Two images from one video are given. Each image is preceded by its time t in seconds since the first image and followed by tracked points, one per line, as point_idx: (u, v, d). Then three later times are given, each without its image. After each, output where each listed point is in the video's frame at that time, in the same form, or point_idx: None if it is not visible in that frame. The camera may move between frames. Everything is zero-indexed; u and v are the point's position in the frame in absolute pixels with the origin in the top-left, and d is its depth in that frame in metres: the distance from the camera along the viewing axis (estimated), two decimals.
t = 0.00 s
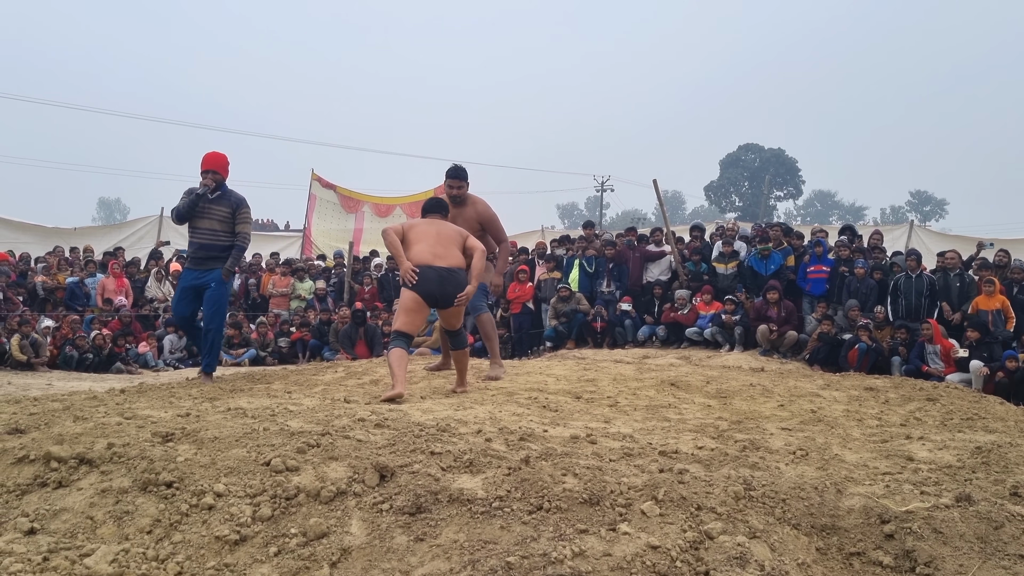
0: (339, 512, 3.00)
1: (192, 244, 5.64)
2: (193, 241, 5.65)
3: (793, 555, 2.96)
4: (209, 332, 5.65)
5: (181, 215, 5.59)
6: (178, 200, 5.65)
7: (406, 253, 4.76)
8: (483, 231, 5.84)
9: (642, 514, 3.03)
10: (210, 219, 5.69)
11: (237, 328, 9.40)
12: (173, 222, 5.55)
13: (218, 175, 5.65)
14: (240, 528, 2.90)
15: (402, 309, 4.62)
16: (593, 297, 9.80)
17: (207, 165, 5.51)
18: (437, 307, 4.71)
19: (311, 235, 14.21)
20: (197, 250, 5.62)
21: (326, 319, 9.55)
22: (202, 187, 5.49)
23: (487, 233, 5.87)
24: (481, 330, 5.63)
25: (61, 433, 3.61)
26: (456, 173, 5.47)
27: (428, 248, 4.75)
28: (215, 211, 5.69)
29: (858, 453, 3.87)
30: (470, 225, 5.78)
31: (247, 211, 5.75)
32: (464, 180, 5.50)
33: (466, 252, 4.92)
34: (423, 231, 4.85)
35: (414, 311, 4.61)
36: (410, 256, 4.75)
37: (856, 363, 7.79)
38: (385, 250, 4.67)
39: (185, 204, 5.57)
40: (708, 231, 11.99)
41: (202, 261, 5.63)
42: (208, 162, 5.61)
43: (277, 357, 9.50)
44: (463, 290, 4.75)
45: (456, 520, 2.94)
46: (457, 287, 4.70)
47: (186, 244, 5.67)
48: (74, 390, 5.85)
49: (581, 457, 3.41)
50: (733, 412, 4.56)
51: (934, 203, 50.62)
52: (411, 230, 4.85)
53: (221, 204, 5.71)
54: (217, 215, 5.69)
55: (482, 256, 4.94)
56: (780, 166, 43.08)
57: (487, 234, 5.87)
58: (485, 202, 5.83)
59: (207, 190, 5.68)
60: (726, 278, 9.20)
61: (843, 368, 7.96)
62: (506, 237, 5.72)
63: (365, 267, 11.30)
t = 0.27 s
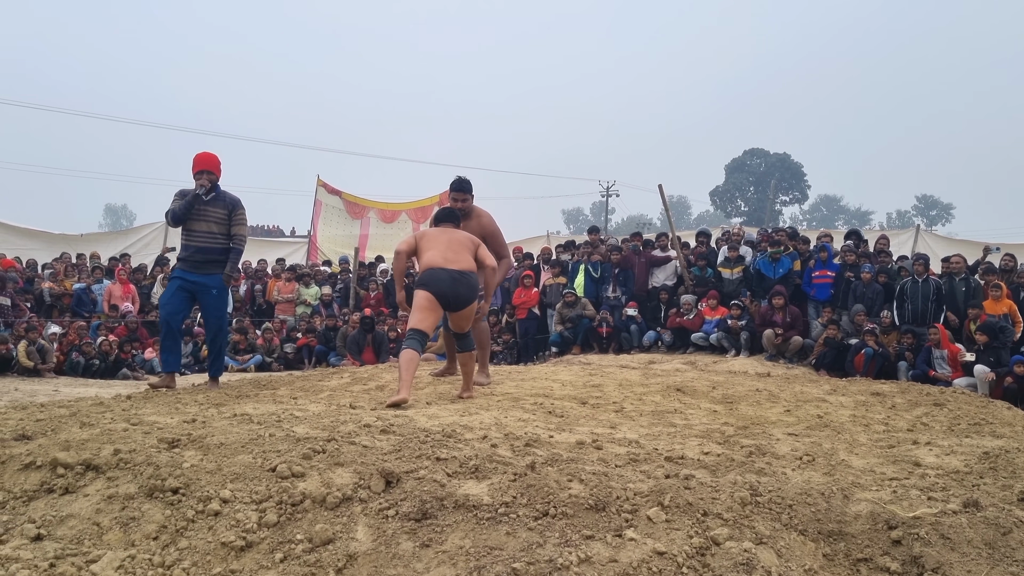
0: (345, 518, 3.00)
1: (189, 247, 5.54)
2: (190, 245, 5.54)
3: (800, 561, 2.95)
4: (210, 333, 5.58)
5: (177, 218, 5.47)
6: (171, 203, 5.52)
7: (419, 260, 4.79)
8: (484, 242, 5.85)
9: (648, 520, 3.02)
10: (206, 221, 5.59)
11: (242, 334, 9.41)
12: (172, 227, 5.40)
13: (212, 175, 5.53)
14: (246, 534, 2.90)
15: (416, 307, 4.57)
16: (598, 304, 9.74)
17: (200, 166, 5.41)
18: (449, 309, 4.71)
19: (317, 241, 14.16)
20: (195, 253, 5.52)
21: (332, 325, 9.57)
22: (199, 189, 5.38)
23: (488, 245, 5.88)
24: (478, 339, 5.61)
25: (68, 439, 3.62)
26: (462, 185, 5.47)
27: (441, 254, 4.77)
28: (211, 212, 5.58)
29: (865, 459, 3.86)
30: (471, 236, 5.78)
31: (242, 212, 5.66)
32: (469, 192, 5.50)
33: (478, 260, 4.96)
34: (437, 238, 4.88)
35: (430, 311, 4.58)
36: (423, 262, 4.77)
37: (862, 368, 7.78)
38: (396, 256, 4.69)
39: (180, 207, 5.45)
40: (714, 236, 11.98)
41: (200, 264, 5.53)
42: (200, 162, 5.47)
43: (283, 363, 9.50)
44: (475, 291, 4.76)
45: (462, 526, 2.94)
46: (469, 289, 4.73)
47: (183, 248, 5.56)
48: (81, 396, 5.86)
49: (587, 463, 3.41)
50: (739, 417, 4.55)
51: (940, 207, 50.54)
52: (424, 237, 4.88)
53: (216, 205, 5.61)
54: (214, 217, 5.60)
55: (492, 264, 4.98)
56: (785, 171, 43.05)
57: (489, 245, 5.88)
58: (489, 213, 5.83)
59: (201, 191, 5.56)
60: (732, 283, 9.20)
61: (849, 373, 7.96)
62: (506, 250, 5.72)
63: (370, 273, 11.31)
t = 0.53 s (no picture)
0: (352, 524, 3.00)
1: (178, 254, 5.38)
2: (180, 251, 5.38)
3: (807, 565, 2.94)
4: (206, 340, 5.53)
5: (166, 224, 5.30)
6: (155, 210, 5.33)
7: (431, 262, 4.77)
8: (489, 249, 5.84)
9: (655, 525, 3.02)
10: (193, 226, 5.44)
11: (249, 339, 9.42)
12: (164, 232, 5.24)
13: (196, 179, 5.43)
14: (253, 540, 2.90)
15: (421, 314, 4.57)
16: (604, 307, 9.82)
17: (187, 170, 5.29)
18: (459, 314, 4.72)
19: (323, 248, 14.35)
20: (187, 259, 5.39)
21: (338, 330, 9.58)
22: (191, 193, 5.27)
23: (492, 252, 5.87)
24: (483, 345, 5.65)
25: (75, 445, 3.62)
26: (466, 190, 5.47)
27: (454, 257, 4.75)
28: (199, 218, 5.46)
29: (872, 463, 3.85)
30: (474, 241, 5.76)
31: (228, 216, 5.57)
32: (472, 198, 5.51)
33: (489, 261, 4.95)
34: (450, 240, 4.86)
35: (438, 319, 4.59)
36: (436, 264, 4.76)
37: (869, 372, 7.81)
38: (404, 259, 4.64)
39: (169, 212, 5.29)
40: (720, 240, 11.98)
41: (190, 271, 5.40)
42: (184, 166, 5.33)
43: (289, 368, 9.53)
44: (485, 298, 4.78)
45: (469, 531, 2.94)
46: (481, 297, 4.74)
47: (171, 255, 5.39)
48: (88, 402, 5.88)
49: (593, 468, 3.40)
50: (746, 421, 4.54)
51: (947, 210, 50.43)
52: (436, 237, 4.85)
53: (203, 210, 5.49)
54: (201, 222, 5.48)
55: (504, 266, 4.97)
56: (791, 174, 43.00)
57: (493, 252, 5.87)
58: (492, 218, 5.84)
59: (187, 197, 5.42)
60: (737, 286, 9.16)
61: (856, 377, 7.97)
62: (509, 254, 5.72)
63: (376, 278, 11.32)
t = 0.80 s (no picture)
0: (357, 526, 3.00)
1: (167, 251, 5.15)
2: (167, 247, 5.15)
3: (813, 566, 2.94)
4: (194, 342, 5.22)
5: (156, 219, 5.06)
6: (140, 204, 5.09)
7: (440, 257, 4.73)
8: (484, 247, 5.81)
9: (660, 526, 3.01)
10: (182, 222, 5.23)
11: (255, 341, 9.44)
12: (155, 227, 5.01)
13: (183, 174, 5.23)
14: (258, 542, 2.90)
15: (430, 314, 4.59)
16: (608, 308, 9.74)
17: (177, 163, 5.07)
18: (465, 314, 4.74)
19: (326, 250, 14.39)
20: (174, 256, 5.16)
21: (342, 332, 9.58)
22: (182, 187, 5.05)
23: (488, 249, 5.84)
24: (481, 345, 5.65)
25: (81, 448, 3.63)
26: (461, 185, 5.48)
27: (463, 253, 4.73)
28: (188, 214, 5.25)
29: (877, 463, 3.84)
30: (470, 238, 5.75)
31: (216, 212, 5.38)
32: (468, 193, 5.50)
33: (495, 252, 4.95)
34: (459, 232, 4.82)
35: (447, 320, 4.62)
36: (444, 260, 4.72)
37: (874, 372, 7.77)
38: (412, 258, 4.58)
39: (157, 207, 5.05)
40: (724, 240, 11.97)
41: (177, 269, 5.17)
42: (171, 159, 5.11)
43: (294, 370, 9.57)
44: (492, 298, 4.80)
45: (474, 532, 2.94)
46: (488, 296, 4.76)
47: (157, 251, 5.15)
48: (94, 405, 5.89)
49: (598, 469, 3.40)
50: (751, 422, 4.53)
51: (952, 209, 50.35)
52: (445, 229, 4.79)
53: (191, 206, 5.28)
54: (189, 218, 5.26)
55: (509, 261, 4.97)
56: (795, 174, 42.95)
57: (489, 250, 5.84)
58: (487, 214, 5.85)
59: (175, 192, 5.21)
60: (742, 287, 9.15)
61: (861, 377, 7.93)
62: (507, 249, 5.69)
63: (380, 280, 11.33)
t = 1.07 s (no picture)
0: (360, 527, 3.00)
1: (161, 253, 5.01)
2: (163, 249, 5.02)
3: (817, 566, 2.94)
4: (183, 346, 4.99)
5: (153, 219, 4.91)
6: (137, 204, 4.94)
7: (487, 251, 4.83)
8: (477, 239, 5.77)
9: (664, 526, 3.01)
10: (179, 224, 5.08)
11: (259, 343, 9.42)
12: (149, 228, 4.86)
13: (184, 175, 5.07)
14: (262, 543, 2.91)
15: (476, 307, 4.72)
16: (612, 308, 9.73)
17: (176, 164, 4.93)
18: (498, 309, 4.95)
19: (330, 252, 14.20)
20: (169, 259, 5.03)
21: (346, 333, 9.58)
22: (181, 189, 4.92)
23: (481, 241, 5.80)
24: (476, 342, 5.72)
25: (84, 450, 3.63)
26: (451, 178, 5.45)
27: (508, 251, 4.91)
28: (185, 216, 5.10)
29: (881, 463, 3.83)
30: (466, 231, 5.71)
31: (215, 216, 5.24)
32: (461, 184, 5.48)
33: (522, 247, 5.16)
34: (502, 229, 4.97)
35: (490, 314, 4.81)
36: (490, 254, 4.85)
37: (878, 371, 7.77)
38: (474, 262, 4.64)
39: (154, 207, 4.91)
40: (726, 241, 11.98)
41: (167, 272, 5.04)
42: (171, 159, 4.97)
43: (297, 372, 9.52)
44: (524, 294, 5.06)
45: (477, 533, 2.94)
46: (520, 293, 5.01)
47: (153, 253, 5.02)
48: (98, 407, 5.90)
49: (602, 469, 3.40)
50: (754, 422, 4.53)
51: (954, 209, 50.27)
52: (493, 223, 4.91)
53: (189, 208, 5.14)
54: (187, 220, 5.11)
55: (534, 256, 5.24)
56: (798, 174, 42.94)
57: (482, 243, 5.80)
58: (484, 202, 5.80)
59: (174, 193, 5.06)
60: (745, 287, 9.17)
61: (864, 376, 7.93)
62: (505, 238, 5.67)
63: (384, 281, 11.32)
